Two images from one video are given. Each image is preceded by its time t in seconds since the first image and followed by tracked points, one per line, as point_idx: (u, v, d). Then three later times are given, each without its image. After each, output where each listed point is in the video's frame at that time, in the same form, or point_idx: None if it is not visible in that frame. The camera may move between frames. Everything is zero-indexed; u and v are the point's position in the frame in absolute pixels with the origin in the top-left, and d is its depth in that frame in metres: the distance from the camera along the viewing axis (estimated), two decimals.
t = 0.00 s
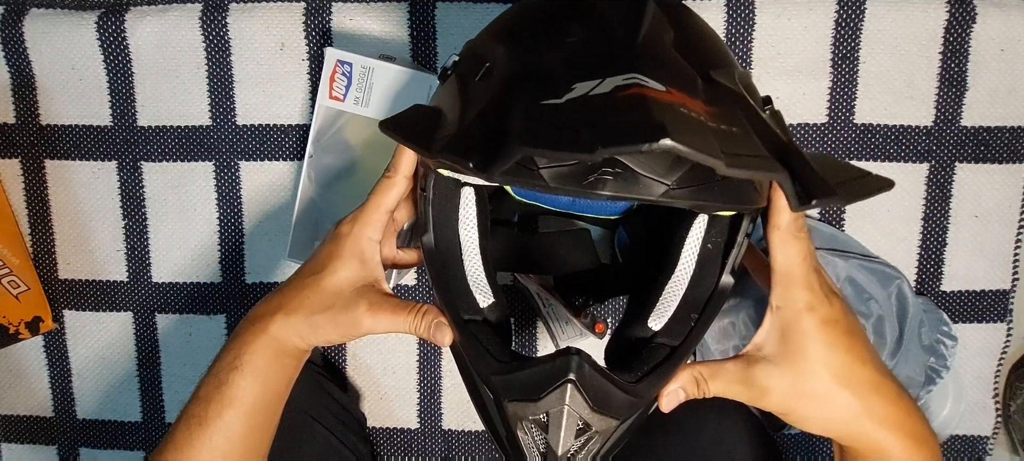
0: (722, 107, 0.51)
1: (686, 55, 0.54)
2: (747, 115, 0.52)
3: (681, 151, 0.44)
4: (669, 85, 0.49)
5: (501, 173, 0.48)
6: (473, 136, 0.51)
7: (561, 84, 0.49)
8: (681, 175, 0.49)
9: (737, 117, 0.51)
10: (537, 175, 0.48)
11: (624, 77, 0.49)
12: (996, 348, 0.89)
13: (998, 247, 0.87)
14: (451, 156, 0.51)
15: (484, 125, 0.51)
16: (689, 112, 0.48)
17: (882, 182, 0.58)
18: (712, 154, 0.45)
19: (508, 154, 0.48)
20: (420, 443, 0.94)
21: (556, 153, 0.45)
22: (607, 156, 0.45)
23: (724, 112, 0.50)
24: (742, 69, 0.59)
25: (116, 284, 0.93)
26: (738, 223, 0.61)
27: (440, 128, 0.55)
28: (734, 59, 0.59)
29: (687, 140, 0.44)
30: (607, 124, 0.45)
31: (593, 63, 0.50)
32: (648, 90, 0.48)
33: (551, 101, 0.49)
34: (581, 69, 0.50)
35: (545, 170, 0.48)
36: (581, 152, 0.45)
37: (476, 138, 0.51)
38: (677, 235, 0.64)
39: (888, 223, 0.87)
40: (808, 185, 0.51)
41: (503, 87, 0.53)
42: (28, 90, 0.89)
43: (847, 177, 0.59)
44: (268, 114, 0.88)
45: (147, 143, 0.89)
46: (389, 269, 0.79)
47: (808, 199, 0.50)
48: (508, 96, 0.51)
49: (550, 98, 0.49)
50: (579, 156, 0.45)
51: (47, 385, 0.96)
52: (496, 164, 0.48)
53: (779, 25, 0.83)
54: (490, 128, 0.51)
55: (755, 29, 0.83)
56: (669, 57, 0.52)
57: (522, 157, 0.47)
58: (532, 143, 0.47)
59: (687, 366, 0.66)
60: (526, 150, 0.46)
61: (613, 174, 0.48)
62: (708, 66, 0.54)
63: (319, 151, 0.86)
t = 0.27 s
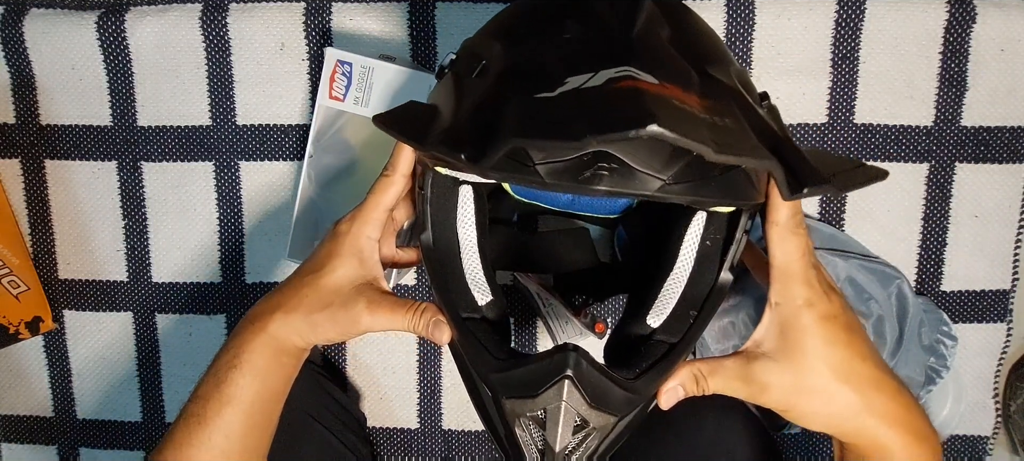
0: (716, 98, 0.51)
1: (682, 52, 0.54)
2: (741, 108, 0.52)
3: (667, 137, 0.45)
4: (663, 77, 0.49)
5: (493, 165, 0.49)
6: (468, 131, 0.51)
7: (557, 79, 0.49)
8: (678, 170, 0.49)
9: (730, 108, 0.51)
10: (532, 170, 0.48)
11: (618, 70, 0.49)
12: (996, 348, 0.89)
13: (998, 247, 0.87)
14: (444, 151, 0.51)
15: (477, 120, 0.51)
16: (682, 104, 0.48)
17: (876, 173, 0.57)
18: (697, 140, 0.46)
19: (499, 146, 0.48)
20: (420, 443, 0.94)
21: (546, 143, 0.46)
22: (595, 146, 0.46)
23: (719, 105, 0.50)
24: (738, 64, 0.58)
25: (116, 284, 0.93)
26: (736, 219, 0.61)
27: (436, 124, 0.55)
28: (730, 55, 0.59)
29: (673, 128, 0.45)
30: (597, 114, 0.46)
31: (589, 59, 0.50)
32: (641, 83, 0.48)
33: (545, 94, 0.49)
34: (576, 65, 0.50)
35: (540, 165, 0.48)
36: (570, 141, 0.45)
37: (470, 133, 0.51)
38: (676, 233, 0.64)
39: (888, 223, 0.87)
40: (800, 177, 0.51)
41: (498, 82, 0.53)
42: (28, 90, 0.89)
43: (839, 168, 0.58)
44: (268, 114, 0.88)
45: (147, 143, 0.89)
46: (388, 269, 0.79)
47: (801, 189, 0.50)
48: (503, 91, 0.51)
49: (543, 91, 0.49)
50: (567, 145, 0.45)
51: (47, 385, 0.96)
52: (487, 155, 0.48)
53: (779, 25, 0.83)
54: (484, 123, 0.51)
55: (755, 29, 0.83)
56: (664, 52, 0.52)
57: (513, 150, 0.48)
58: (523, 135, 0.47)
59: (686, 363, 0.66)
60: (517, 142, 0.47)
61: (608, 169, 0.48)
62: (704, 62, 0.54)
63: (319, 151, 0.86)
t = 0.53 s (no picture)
0: (711, 95, 0.51)
1: (679, 49, 0.54)
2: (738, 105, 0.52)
3: (661, 133, 0.45)
4: (657, 74, 0.50)
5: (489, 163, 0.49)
6: (465, 129, 0.51)
7: (553, 78, 0.49)
8: (676, 167, 0.49)
9: (725, 104, 0.51)
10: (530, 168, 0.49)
11: (613, 68, 0.49)
12: (996, 348, 0.89)
13: (998, 247, 0.87)
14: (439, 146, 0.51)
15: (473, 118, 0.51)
16: (676, 101, 0.48)
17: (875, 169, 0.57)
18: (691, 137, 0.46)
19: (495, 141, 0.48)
20: (420, 443, 0.94)
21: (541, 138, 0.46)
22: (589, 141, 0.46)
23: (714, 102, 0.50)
24: (736, 63, 0.59)
25: (116, 284, 0.93)
26: (734, 218, 0.61)
27: (433, 122, 0.55)
28: (728, 54, 0.59)
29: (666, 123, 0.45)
30: (591, 109, 0.46)
31: (587, 57, 0.50)
32: (636, 81, 0.48)
33: (540, 92, 0.49)
34: (573, 62, 0.50)
35: (540, 165, 0.48)
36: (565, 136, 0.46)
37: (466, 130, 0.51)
38: (676, 232, 0.64)
39: (888, 223, 0.87)
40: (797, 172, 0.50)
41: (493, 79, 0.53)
42: (28, 90, 0.89)
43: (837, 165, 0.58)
44: (268, 114, 0.88)
45: (147, 143, 0.89)
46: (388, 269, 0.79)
47: (796, 186, 0.50)
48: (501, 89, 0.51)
49: (539, 90, 0.49)
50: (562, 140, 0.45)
51: (47, 385, 0.96)
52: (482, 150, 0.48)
53: (779, 25, 0.83)
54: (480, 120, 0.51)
55: (755, 29, 0.83)
56: (660, 50, 0.52)
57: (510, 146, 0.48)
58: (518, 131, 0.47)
59: (685, 363, 0.66)
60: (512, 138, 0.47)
61: (606, 168, 0.49)
62: (701, 60, 0.54)
63: (318, 151, 0.86)
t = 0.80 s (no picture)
0: (711, 100, 0.51)
1: (679, 51, 0.54)
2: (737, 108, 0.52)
3: (661, 140, 0.44)
4: (657, 78, 0.49)
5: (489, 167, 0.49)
6: (467, 131, 0.51)
7: (553, 79, 0.50)
8: (675, 170, 0.50)
9: (726, 111, 0.50)
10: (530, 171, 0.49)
11: (614, 72, 0.49)
12: (996, 348, 0.89)
13: (998, 247, 0.87)
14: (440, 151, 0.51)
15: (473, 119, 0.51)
16: (676, 106, 0.48)
17: (873, 174, 0.57)
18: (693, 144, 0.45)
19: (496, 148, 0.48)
20: (420, 443, 0.94)
21: (543, 145, 0.46)
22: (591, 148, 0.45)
23: (714, 106, 0.50)
24: (736, 65, 0.59)
25: (116, 284, 0.93)
26: (735, 219, 0.60)
27: (433, 124, 0.55)
28: (728, 56, 0.59)
29: (668, 131, 0.45)
30: (592, 117, 0.46)
31: (586, 59, 0.50)
32: (636, 85, 0.48)
33: (540, 97, 0.49)
34: (573, 63, 0.50)
35: (539, 167, 0.49)
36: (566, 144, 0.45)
37: (467, 133, 0.51)
38: (676, 233, 0.64)
39: (888, 223, 0.87)
40: (796, 177, 0.50)
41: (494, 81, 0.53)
42: (28, 90, 0.89)
43: (838, 167, 0.58)
44: (268, 114, 0.88)
45: (147, 143, 0.89)
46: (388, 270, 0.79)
47: (795, 192, 0.50)
48: (501, 90, 0.51)
49: (539, 94, 0.49)
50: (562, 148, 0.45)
51: (47, 385, 0.96)
52: (483, 155, 0.48)
53: (778, 25, 0.83)
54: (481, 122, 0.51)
55: (755, 29, 0.83)
56: (661, 53, 0.52)
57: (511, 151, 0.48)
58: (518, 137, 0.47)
59: (685, 364, 0.66)
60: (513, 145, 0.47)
61: (606, 170, 0.49)
62: (701, 61, 0.54)
63: (318, 151, 0.86)
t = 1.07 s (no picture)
0: (718, 98, 0.51)
1: (683, 50, 0.54)
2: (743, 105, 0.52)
3: (679, 138, 0.44)
4: (666, 77, 0.50)
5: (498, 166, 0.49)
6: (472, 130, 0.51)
7: (556, 79, 0.50)
8: (680, 170, 0.49)
9: (734, 109, 0.51)
10: (535, 170, 0.49)
11: (623, 71, 0.49)
12: (996, 348, 0.89)
13: (998, 247, 0.87)
14: (446, 148, 0.51)
15: (481, 120, 0.51)
16: (686, 105, 0.48)
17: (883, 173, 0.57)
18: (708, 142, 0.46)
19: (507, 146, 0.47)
20: (420, 443, 0.94)
21: (555, 143, 0.45)
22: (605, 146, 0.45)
23: (723, 104, 0.50)
24: (739, 64, 0.59)
25: (116, 284, 0.93)
26: (738, 219, 0.60)
27: (438, 122, 0.55)
28: (731, 55, 0.59)
29: (684, 129, 0.45)
30: (604, 114, 0.46)
31: (589, 58, 0.50)
32: (647, 83, 0.48)
33: (549, 95, 0.49)
34: (575, 63, 0.50)
35: (545, 166, 0.49)
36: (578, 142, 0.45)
37: (474, 132, 0.51)
38: (678, 232, 0.64)
39: (888, 223, 0.87)
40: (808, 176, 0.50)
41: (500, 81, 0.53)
42: (28, 90, 0.89)
43: (847, 166, 0.57)
44: (268, 114, 0.88)
45: (147, 143, 0.89)
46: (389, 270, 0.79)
47: (810, 190, 0.50)
48: (506, 90, 0.51)
49: (548, 92, 0.49)
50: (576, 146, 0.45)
51: (47, 385, 0.96)
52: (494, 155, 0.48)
53: (779, 25, 0.83)
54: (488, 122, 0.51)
55: (755, 29, 0.83)
56: (665, 52, 0.52)
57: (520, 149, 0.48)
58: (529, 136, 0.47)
59: (688, 363, 0.66)
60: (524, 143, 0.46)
61: (612, 169, 0.49)
62: (704, 60, 0.54)
63: (319, 150, 0.86)
